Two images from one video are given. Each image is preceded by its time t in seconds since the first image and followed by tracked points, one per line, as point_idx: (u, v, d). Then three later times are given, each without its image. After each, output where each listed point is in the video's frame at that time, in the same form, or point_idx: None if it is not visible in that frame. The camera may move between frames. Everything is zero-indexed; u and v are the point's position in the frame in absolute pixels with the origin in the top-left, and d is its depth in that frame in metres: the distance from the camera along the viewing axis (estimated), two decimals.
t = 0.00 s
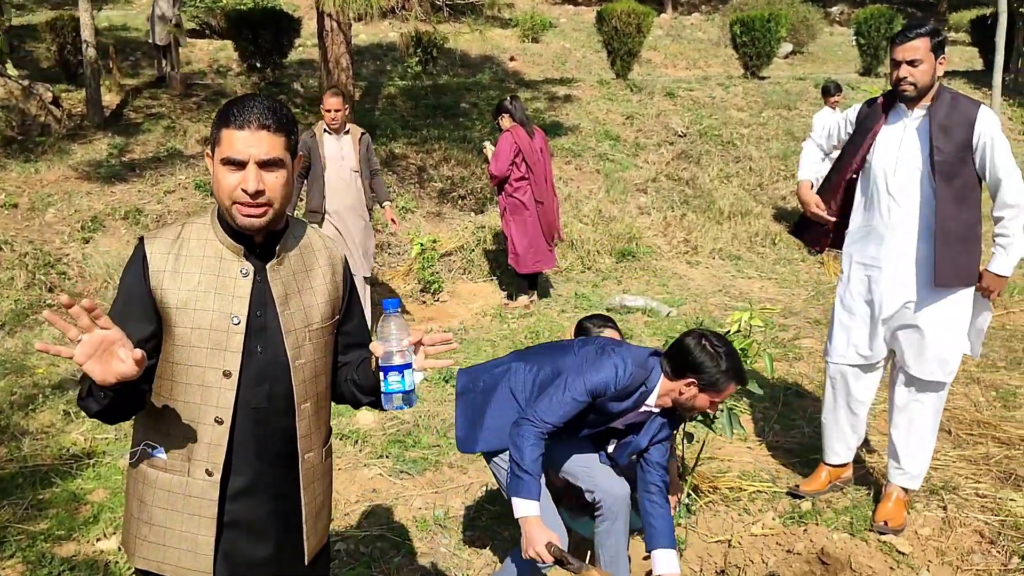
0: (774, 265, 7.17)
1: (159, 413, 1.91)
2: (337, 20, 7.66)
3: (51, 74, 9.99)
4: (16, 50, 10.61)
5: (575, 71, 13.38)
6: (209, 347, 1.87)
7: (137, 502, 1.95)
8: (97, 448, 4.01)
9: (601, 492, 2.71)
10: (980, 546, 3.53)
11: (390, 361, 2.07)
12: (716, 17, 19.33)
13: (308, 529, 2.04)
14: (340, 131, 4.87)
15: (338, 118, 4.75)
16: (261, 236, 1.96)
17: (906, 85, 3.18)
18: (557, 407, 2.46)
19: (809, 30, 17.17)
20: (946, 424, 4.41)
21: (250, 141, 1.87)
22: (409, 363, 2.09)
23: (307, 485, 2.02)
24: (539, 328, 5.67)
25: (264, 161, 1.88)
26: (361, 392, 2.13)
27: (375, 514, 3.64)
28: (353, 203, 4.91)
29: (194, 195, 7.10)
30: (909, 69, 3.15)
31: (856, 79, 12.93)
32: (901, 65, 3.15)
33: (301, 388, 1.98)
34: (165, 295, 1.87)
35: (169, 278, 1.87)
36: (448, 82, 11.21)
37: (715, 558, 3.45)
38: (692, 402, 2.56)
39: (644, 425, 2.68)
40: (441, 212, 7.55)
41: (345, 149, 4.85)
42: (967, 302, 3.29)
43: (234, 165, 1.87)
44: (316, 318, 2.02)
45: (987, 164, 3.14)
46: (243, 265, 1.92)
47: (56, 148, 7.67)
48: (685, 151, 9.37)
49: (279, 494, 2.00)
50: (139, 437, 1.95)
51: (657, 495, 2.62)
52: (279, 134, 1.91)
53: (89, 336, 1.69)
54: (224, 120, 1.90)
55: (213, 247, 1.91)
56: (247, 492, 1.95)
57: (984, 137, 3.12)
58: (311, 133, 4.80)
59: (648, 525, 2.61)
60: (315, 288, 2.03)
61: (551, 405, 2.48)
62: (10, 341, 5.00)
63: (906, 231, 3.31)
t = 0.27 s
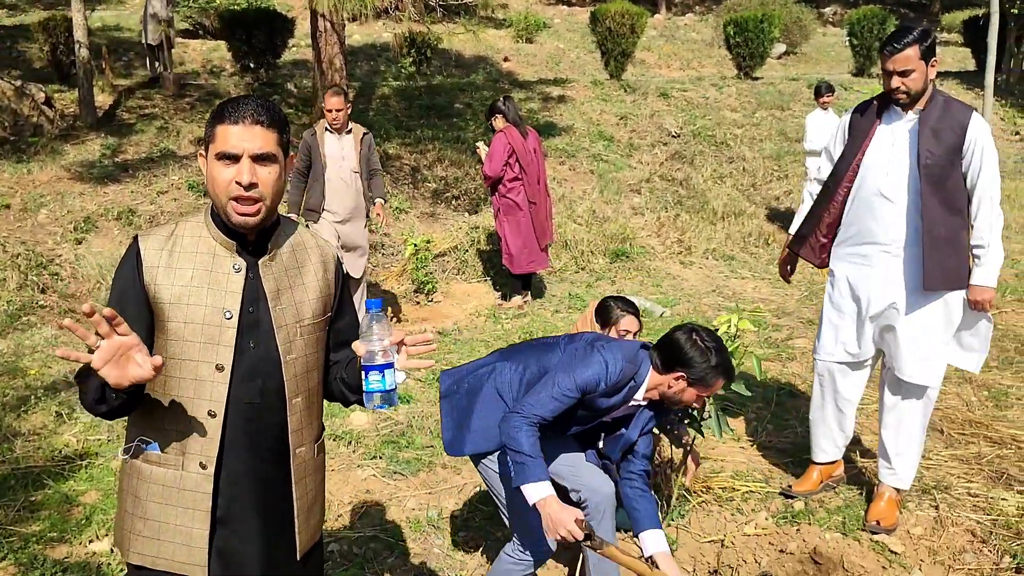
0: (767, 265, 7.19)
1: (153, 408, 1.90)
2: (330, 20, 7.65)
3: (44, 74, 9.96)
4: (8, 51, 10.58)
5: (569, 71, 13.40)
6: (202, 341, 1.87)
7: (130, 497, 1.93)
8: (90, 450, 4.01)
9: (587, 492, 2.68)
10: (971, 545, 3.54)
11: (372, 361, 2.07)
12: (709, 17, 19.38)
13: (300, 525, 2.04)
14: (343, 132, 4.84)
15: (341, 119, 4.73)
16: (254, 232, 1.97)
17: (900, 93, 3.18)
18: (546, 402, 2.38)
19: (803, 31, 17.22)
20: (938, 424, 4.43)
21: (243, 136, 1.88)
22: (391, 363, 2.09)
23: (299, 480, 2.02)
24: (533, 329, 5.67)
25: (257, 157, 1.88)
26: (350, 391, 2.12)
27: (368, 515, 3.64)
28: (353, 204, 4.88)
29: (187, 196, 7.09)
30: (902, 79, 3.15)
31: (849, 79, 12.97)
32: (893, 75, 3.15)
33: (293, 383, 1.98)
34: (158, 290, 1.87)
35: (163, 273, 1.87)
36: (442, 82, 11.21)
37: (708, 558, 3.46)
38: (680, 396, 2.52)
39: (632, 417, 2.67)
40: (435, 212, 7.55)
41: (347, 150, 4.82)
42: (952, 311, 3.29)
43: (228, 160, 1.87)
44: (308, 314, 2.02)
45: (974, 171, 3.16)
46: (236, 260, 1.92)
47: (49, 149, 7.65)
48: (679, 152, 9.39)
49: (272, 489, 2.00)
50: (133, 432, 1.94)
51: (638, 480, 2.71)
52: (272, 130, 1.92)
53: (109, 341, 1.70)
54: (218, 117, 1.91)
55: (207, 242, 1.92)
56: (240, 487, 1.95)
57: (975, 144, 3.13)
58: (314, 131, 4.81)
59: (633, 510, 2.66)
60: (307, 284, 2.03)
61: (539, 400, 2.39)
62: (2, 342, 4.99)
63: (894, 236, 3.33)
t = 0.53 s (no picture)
0: (764, 266, 7.20)
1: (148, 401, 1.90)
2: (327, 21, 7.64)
3: (40, 75, 9.95)
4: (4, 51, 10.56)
5: (567, 72, 13.41)
6: (198, 335, 1.88)
7: (128, 491, 1.93)
8: (86, 451, 4.00)
9: (557, 493, 2.69)
10: (968, 546, 3.54)
11: (368, 342, 2.06)
12: (706, 18, 19.41)
13: (296, 517, 2.04)
14: (343, 137, 4.81)
15: (339, 125, 4.69)
16: (249, 229, 1.97)
17: (889, 99, 3.18)
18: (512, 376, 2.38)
19: (800, 31, 17.25)
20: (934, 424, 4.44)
21: (237, 133, 1.88)
22: (387, 344, 2.07)
23: (295, 473, 2.02)
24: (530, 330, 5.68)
25: (252, 153, 1.88)
26: (348, 381, 2.13)
27: (365, 516, 3.65)
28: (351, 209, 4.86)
29: (184, 197, 7.09)
30: (890, 86, 3.14)
31: (846, 80, 12.99)
32: (882, 82, 3.15)
33: (288, 376, 1.98)
34: (155, 285, 1.88)
35: (160, 268, 1.88)
36: (439, 83, 11.21)
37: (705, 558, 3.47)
38: (651, 360, 2.49)
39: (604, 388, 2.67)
40: (432, 213, 7.55)
41: (346, 156, 4.79)
42: (947, 313, 3.29)
43: (222, 156, 1.87)
44: (303, 308, 2.02)
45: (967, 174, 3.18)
46: (231, 255, 1.93)
47: (45, 150, 7.64)
48: (676, 153, 9.40)
49: (268, 481, 2.00)
50: (131, 426, 1.94)
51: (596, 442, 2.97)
52: (266, 127, 1.92)
53: (112, 316, 1.70)
54: (213, 116, 1.91)
55: (203, 238, 1.93)
56: (236, 479, 1.95)
57: (967, 146, 3.14)
58: (313, 136, 4.78)
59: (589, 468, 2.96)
60: (302, 279, 2.03)
61: (503, 373, 2.39)
62: None
63: (882, 239, 3.35)
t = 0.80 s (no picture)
0: (764, 266, 7.20)
1: (148, 398, 1.90)
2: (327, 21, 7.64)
3: (40, 75, 9.95)
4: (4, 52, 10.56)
5: (566, 72, 13.41)
6: (197, 333, 1.87)
7: (129, 487, 1.93)
8: (86, 452, 4.00)
9: (556, 494, 2.64)
10: (968, 546, 3.55)
11: (371, 345, 2.05)
12: (706, 18, 19.42)
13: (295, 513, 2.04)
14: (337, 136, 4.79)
15: (333, 124, 4.66)
16: (248, 229, 1.97)
17: (884, 102, 3.17)
18: (476, 328, 2.39)
19: (799, 32, 17.26)
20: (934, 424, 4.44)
21: (237, 135, 1.88)
22: (390, 346, 2.07)
23: (294, 469, 2.02)
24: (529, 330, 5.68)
25: (251, 154, 1.88)
26: (347, 381, 2.11)
27: (365, 515, 3.65)
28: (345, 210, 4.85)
29: (184, 197, 7.09)
30: (885, 89, 3.14)
31: (845, 80, 12.99)
32: (877, 85, 3.14)
33: (288, 373, 1.98)
34: (156, 284, 1.87)
35: (161, 266, 1.88)
36: (439, 83, 11.22)
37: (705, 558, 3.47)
38: (631, 302, 2.47)
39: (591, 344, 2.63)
40: (432, 213, 7.56)
41: (341, 155, 4.78)
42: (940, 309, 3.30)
43: (222, 157, 1.87)
44: (303, 307, 2.02)
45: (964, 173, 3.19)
46: (231, 255, 1.93)
47: (45, 150, 7.64)
48: (675, 153, 9.40)
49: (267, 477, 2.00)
50: (132, 423, 1.94)
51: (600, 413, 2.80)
52: (265, 129, 1.92)
53: (90, 313, 1.68)
54: (212, 117, 1.91)
55: (203, 238, 1.93)
56: (236, 475, 1.95)
57: (966, 147, 3.15)
58: (305, 136, 4.74)
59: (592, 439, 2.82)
60: (301, 279, 2.03)
61: (470, 321, 2.40)
62: None
63: (877, 239, 3.35)
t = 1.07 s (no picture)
0: (765, 266, 7.20)
1: (149, 396, 1.89)
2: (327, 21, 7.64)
3: (40, 75, 9.95)
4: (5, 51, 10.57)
5: (567, 72, 13.41)
6: (198, 331, 1.87)
7: (132, 485, 1.93)
8: (87, 451, 4.00)
9: (620, 494, 2.51)
10: (969, 546, 3.54)
11: (368, 343, 2.02)
12: (707, 18, 19.41)
13: (296, 510, 2.04)
14: (334, 133, 4.80)
15: (332, 120, 4.67)
16: (247, 228, 1.97)
17: (885, 103, 3.16)
18: (495, 294, 2.39)
19: (800, 31, 17.25)
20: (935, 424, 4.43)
21: (234, 135, 1.88)
22: (388, 345, 2.03)
23: (294, 466, 2.02)
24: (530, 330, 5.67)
25: (249, 155, 1.88)
26: (345, 378, 2.10)
27: (366, 515, 3.65)
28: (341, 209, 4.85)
29: (184, 196, 7.09)
30: (887, 90, 3.13)
31: (846, 80, 12.99)
32: (878, 86, 3.13)
33: (287, 371, 1.98)
34: (156, 284, 1.87)
35: (161, 266, 1.88)
36: (440, 83, 11.22)
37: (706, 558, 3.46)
38: (649, 242, 2.44)
39: (617, 299, 2.58)
40: (433, 213, 7.55)
41: (339, 152, 4.79)
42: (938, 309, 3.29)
43: (220, 158, 1.87)
44: (301, 305, 2.02)
45: (964, 172, 3.18)
46: (230, 254, 1.93)
47: (46, 150, 7.64)
48: (676, 152, 9.40)
49: (268, 473, 2.00)
50: (134, 422, 1.94)
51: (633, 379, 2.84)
52: (262, 129, 1.92)
53: (106, 328, 1.69)
54: (209, 118, 1.90)
55: (202, 238, 1.93)
56: (237, 472, 1.95)
57: (967, 147, 3.14)
58: (302, 133, 4.74)
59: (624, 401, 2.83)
60: (299, 277, 2.03)
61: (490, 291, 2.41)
62: None
63: (876, 238, 3.35)
